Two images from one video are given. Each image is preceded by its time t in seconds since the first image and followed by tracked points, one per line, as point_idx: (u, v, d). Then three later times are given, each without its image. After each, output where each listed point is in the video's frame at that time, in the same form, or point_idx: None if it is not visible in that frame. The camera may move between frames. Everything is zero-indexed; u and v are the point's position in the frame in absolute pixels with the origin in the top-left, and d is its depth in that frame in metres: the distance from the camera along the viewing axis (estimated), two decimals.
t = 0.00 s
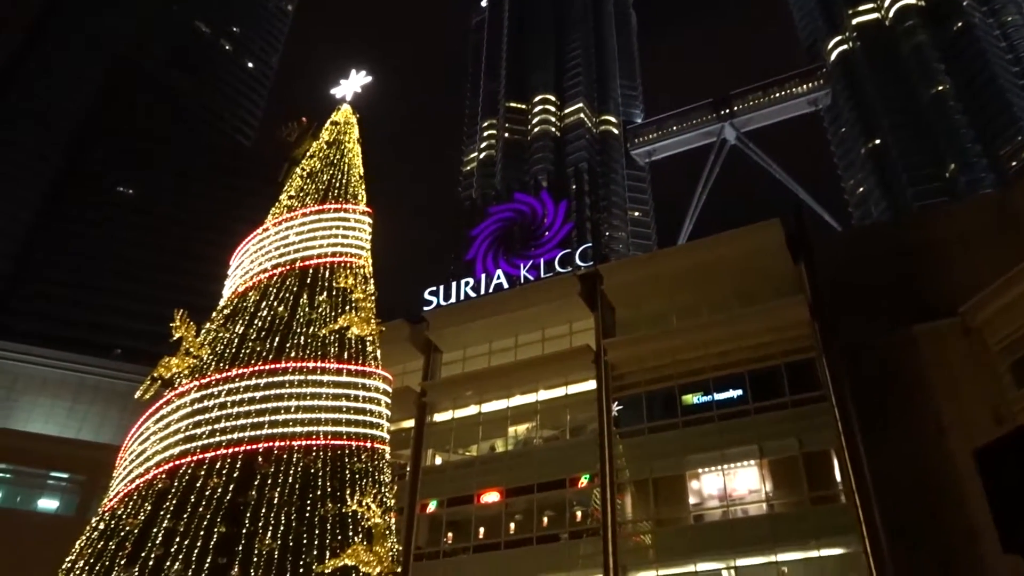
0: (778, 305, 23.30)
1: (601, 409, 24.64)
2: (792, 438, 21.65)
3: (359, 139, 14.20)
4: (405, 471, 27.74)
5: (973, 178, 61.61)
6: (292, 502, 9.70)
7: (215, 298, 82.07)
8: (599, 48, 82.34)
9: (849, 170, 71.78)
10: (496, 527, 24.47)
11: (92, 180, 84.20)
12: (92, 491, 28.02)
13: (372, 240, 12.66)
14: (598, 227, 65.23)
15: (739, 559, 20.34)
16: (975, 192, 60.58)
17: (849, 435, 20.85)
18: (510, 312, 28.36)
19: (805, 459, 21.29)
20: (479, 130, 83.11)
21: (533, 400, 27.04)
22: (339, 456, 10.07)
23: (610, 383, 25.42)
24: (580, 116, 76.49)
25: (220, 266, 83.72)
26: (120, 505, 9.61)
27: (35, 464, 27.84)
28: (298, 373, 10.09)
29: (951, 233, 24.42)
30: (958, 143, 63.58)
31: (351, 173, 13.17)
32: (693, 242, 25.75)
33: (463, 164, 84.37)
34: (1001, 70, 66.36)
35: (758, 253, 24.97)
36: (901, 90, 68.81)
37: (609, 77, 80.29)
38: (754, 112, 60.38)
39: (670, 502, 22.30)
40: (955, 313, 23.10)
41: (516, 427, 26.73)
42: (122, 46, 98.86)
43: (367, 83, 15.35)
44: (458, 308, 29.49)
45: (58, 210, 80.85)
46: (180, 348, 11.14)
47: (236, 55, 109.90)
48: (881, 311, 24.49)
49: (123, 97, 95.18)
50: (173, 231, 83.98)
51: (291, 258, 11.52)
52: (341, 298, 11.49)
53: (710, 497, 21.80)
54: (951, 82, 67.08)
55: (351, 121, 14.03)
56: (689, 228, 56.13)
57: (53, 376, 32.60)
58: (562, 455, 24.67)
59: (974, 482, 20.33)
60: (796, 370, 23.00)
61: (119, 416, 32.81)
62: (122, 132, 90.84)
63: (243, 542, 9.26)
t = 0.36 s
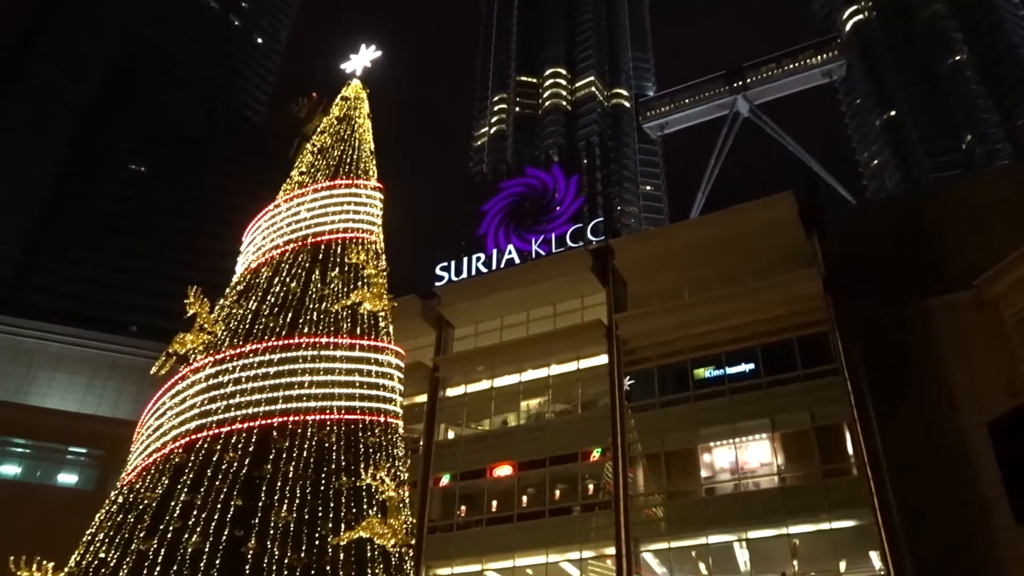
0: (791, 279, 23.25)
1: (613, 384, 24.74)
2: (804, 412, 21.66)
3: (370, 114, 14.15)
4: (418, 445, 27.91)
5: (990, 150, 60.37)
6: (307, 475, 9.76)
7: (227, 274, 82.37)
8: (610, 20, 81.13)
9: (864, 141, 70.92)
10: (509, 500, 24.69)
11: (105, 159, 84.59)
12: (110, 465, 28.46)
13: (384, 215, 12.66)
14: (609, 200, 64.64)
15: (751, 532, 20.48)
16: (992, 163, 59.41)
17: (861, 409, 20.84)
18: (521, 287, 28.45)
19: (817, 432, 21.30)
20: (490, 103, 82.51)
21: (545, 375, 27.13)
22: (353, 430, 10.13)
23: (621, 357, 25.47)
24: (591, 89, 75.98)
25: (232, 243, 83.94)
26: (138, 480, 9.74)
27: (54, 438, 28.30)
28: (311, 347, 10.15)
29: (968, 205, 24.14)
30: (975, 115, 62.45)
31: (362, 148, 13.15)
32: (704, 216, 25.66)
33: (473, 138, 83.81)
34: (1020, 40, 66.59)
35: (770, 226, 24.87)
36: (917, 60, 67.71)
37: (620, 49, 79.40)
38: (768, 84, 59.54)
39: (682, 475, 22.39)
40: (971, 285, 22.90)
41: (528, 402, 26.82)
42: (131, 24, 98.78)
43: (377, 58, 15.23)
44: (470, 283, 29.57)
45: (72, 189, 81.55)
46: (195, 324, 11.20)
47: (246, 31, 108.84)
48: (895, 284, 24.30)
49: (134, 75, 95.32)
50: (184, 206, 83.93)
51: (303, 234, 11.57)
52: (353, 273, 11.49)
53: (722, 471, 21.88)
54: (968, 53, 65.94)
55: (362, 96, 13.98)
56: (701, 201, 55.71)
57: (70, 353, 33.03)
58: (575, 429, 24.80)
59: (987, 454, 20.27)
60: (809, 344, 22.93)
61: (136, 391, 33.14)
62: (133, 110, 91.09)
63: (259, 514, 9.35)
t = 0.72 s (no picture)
0: (802, 250, 23.19)
1: (625, 355, 24.79)
2: (816, 382, 21.64)
3: (378, 88, 14.06)
4: (431, 418, 28.11)
5: (1008, 118, 59.72)
6: (322, 448, 9.82)
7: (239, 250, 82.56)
8: None
9: (879, 110, 69.39)
10: (523, 472, 24.90)
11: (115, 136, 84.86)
12: (128, 439, 28.88)
13: (394, 189, 12.62)
14: (620, 173, 64.91)
15: (763, 502, 20.57)
16: (1010, 130, 58.59)
17: (874, 379, 20.80)
18: (532, 260, 28.47)
19: (829, 403, 21.28)
20: (499, 75, 82.06)
21: (556, 347, 27.20)
22: (367, 403, 10.17)
23: (633, 330, 25.47)
24: (602, 60, 75.23)
25: (244, 219, 84.07)
26: (155, 453, 9.81)
27: (73, 413, 28.74)
28: (324, 322, 10.18)
29: (983, 174, 23.84)
30: (991, 82, 62.41)
31: (371, 122, 13.09)
32: (716, 187, 25.54)
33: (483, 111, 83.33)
34: None
35: (783, 197, 24.74)
36: (933, 26, 67.28)
37: (631, 18, 77.95)
38: (780, 53, 59.06)
39: (693, 446, 22.48)
40: (985, 255, 22.72)
41: (540, 374, 26.94)
42: None
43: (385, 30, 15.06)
44: (480, 256, 29.56)
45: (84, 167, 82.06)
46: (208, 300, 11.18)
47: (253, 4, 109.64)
48: (909, 253, 24.11)
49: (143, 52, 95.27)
50: (194, 184, 84.09)
51: (314, 209, 11.57)
52: (364, 248, 11.50)
53: (733, 441, 21.95)
54: (984, 20, 66.52)
55: (371, 70, 13.89)
56: (713, 172, 55.35)
57: (86, 329, 33.41)
58: (588, 401, 24.93)
59: (1000, 423, 20.23)
60: (822, 315, 22.84)
61: (151, 366, 33.41)
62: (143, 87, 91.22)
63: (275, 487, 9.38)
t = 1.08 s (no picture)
0: (815, 221, 23.02)
1: (636, 328, 24.81)
2: (829, 354, 21.56)
3: (388, 61, 13.95)
4: (443, 391, 28.31)
5: None
6: (335, 421, 9.90)
7: (250, 225, 82.71)
8: None
9: (893, 79, 67.75)
10: (534, 444, 25.07)
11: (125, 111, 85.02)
12: (144, 413, 29.16)
13: (405, 163, 12.57)
14: (631, 145, 63.61)
15: (774, 473, 20.62)
16: None
17: (886, 351, 20.67)
18: (542, 233, 28.41)
19: (841, 375, 21.22)
20: (509, 47, 81.65)
21: (568, 321, 27.21)
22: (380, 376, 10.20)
23: (644, 303, 25.44)
24: (613, 30, 74.10)
25: (254, 194, 84.16)
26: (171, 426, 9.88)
27: (90, 388, 29.14)
28: (336, 297, 10.20)
29: (1001, 143, 23.45)
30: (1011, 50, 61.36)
31: (381, 95, 13.01)
32: (727, 158, 25.28)
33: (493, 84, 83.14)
34: None
35: (797, 168, 24.47)
36: None
37: None
38: (793, 22, 57.80)
39: (705, 418, 22.53)
40: (1002, 225, 22.40)
41: (552, 347, 26.98)
42: None
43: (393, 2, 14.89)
44: (491, 230, 29.54)
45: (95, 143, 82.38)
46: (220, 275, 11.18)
47: None
48: (925, 223, 23.80)
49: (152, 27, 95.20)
50: (204, 158, 84.09)
51: (324, 183, 11.55)
52: (375, 223, 11.50)
53: (745, 414, 21.99)
54: None
55: (380, 42, 13.76)
56: (726, 144, 54.95)
57: (103, 304, 33.74)
58: (599, 373, 24.99)
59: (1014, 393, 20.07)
60: (834, 287, 22.69)
61: (166, 341, 33.63)
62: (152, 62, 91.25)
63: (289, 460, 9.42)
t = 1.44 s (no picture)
0: (826, 196, 22.98)
1: (648, 304, 24.77)
2: (840, 330, 21.47)
3: (397, 37, 13.85)
4: (455, 367, 28.44)
5: None
6: (348, 397, 9.81)
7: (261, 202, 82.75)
8: None
9: (909, 51, 67.16)
10: (545, 420, 25.19)
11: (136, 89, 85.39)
12: (159, 389, 29.48)
13: (415, 140, 12.52)
14: (643, 120, 63.18)
15: (785, 448, 20.65)
16: None
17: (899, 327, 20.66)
18: (553, 209, 28.34)
19: (854, 351, 21.13)
20: (519, 21, 81.04)
21: (578, 297, 27.17)
22: (392, 352, 10.22)
23: (656, 279, 25.35)
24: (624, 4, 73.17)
25: (265, 171, 84.13)
26: (185, 402, 9.91)
27: (105, 364, 29.46)
28: (348, 273, 10.22)
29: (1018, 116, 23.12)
30: None
31: (391, 71, 12.93)
32: (739, 133, 25.05)
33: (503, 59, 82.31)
34: None
35: (810, 141, 24.23)
36: None
37: None
38: None
39: (716, 394, 22.56)
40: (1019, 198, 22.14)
41: (563, 324, 26.95)
42: None
43: None
44: (501, 207, 29.46)
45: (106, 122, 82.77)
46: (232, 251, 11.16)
47: None
48: (938, 197, 23.53)
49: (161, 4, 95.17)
50: (215, 135, 84.15)
51: (335, 160, 11.52)
52: (386, 199, 11.43)
53: (756, 389, 21.99)
54: None
55: (389, 18, 13.67)
56: (738, 118, 54.45)
57: (117, 281, 34.01)
58: (610, 349, 25.04)
59: None
60: (848, 262, 22.50)
61: (179, 319, 33.90)
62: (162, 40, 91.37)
63: (303, 435, 9.42)
